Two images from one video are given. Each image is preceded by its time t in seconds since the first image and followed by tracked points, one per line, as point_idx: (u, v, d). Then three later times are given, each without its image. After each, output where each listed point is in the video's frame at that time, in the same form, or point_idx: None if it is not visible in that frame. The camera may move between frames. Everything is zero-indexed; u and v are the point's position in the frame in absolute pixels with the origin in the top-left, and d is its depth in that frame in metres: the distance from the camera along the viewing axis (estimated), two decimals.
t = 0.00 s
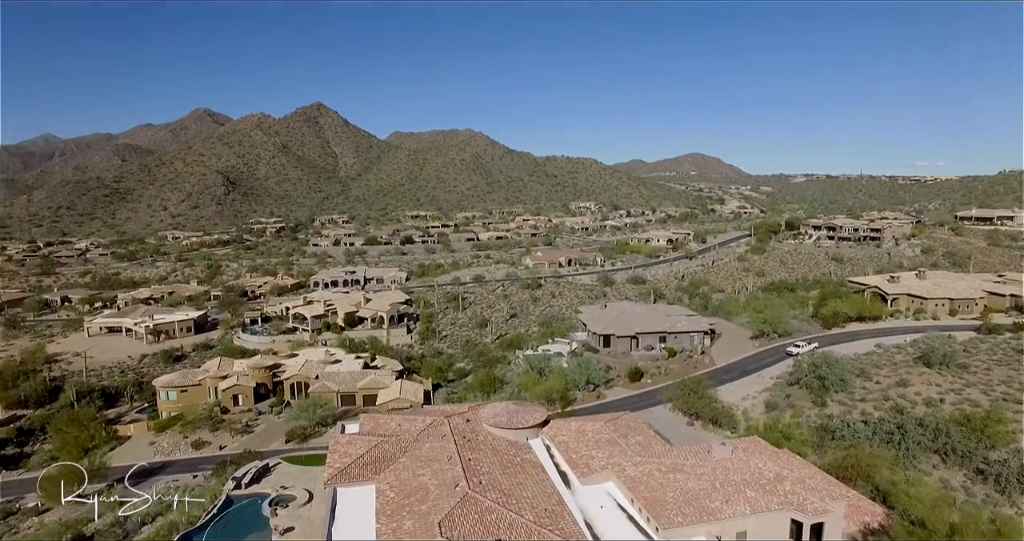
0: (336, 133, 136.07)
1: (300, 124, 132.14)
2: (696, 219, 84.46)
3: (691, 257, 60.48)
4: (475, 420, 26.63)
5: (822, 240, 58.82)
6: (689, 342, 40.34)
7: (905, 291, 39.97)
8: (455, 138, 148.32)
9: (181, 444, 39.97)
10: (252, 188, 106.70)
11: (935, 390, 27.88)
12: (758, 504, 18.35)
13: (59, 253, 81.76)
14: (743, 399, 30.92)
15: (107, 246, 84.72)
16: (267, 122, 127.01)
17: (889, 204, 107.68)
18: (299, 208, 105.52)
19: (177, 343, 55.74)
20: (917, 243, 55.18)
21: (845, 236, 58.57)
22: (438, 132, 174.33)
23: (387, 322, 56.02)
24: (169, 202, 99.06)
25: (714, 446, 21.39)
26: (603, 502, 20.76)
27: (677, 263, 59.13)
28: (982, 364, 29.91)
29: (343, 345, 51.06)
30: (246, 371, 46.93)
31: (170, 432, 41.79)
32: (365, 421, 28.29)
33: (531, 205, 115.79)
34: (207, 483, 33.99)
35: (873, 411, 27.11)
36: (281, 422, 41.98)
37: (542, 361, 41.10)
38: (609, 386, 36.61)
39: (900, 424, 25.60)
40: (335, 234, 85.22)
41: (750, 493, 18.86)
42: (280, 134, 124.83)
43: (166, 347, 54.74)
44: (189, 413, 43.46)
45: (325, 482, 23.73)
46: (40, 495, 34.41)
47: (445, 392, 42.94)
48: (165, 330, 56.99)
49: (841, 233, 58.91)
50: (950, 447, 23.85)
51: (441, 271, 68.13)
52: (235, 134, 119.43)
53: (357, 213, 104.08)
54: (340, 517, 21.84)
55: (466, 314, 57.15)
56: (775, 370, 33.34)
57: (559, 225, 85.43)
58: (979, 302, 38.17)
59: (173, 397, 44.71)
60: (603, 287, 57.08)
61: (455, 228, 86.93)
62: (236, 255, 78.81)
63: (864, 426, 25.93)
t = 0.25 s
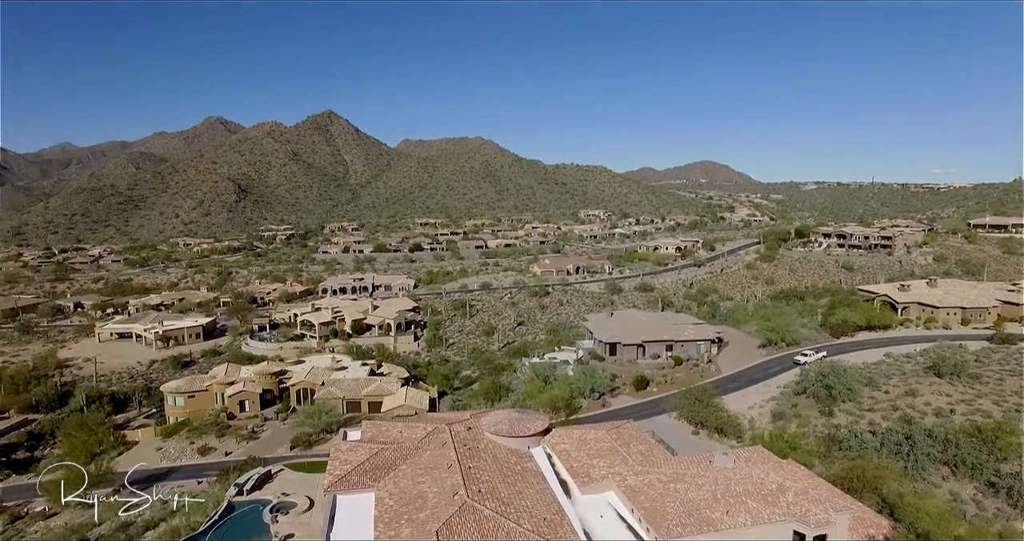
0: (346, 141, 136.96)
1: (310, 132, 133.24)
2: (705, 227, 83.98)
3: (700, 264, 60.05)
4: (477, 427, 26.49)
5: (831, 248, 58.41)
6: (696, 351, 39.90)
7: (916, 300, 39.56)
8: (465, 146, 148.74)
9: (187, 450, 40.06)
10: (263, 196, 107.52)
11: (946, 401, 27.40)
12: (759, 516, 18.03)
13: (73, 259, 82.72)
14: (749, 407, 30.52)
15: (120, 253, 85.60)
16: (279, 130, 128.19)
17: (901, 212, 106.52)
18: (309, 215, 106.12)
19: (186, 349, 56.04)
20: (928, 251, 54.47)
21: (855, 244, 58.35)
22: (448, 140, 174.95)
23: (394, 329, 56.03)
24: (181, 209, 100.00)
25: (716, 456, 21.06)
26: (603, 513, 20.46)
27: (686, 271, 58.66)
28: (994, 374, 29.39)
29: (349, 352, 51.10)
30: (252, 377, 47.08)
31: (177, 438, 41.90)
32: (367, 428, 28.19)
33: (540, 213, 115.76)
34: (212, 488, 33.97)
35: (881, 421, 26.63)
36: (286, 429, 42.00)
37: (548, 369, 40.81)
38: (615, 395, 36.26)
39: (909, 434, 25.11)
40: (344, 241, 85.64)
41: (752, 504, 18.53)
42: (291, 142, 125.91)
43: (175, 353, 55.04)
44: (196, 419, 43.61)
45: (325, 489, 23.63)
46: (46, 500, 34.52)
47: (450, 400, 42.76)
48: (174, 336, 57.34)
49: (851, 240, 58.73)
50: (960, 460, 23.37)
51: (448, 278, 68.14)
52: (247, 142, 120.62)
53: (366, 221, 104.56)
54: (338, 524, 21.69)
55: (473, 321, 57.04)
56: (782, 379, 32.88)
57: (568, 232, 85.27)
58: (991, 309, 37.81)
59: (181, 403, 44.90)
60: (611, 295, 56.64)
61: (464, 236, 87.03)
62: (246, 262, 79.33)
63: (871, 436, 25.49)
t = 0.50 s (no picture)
0: (356, 149, 137.71)
1: (321, 140, 134.19)
2: (714, 235, 83.54)
3: (708, 272, 59.62)
4: (478, 436, 26.30)
5: (841, 255, 57.89)
6: (702, 360, 39.50)
7: (926, 308, 39.04)
8: (475, 154, 149.17)
9: (193, 456, 40.12)
10: (274, 203, 108.25)
11: (956, 411, 26.92)
12: (760, 526, 17.71)
13: (86, 266, 83.60)
14: (755, 417, 30.10)
15: (132, 259, 86.42)
16: (289, 138, 129.26)
17: (914, 220, 105.42)
18: (319, 223, 106.71)
19: (194, 355, 56.28)
20: (940, 259, 53.80)
21: (865, 252, 57.75)
22: (457, 147, 175.73)
23: (401, 337, 56.00)
24: (193, 216, 100.88)
25: (718, 466, 20.74)
26: (603, 523, 20.19)
27: (694, 279, 58.25)
28: (1006, 384, 28.87)
29: (356, 360, 51.14)
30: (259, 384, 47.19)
31: (183, 444, 42.00)
32: (368, 435, 28.09)
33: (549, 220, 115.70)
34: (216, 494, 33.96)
35: (890, 432, 26.19)
36: (291, 435, 41.99)
37: (553, 377, 40.54)
38: (620, 403, 35.91)
39: (918, 445, 24.67)
40: (353, 248, 85.98)
41: (753, 514, 18.22)
42: (301, 150, 126.83)
43: (184, 359, 55.33)
44: (202, 425, 43.73)
45: (325, 496, 23.52)
46: (54, 505, 34.62)
47: (456, 407, 42.57)
48: (183, 342, 57.70)
49: (861, 248, 58.02)
50: (970, 472, 22.91)
51: (456, 285, 68.15)
52: (258, 150, 121.74)
53: (376, 228, 104.94)
54: (336, 531, 21.56)
55: (480, 329, 56.90)
56: (789, 388, 32.45)
57: (577, 240, 85.10)
58: (1004, 318, 37.23)
59: (187, 409, 45.07)
60: (619, 303, 56.19)
61: (473, 244, 87.08)
62: (255, 269, 79.80)
63: (879, 447, 25.05)
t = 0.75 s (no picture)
0: (366, 157, 138.38)
1: (331, 148, 135.12)
2: (723, 242, 83.07)
3: (717, 280, 59.19)
4: (479, 444, 26.10)
5: (851, 263, 57.42)
6: (709, 368, 39.09)
7: (936, 316, 38.66)
8: (485, 162, 149.46)
9: (198, 461, 40.17)
10: (284, 211, 109.00)
11: (966, 422, 26.43)
12: (762, 537, 17.37)
13: (98, 272, 84.45)
14: (761, 426, 29.69)
15: (143, 266, 87.21)
16: (300, 146, 130.24)
17: (926, 228, 104.23)
18: (328, 230, 107.22)
19: (202, 361, 56.50)
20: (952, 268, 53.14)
21: (875, 260, 57.22)
22: (467, 155, 176.32)
23: (408, 344, 55.95)
24: (204, 224, 101.78)
25: (719, 476, 20.43)
26: (603, 533, 19.90)
27: (702, 287, 57.81)
28: (1018, 394, 28.33)
29: (362, 367, 51.14)
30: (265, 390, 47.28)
31: (188, 450, 42.07)
32: (370, 443, 27.97)
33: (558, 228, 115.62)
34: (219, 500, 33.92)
35: (898, 442, 25.73)
36: (297, 442, 41.94)
37: (558, 385, 40.25)
38: (625, 411, 35.55)
39: (926, 456, 24.21)
40: (362, 256, 86.33)
41: (754, 525, 17.88)
42: (312, 158, 127.80)
43: (192, 366, 55.58)
44: (208, 431, 43.82)
45: (324, 504, 23.40)
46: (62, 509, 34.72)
47: (460, 415, 42.39)
48: (191, 349, 58.02)
49: (871, 256, 57.48)
50: (981, 483, 22.43)
51: (464, 293, 68.13)
52: (268, 158, 122.72)
53: (385, 236, 105.33)
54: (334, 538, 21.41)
55: (486, 336, 56.74)
56: (796, 397, 32.01)
57: (585, 248, 84.91)
58: (1017, 327, 36.63)
59: (194, 415, 45.21)
60: (626, 311, 55.55)
61: (481, 251, 87.09)
62: (264, 276, 80.24)
63: (887, 457, 24.59)
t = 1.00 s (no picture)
0: (375, 164, 138.94)
1: (340, 156, 135.90)
2: (731, 250, 82.56)
3: (724, 288, 58.77)
4: (480, 452, 25.91)
5: (861, 271, 56.92)
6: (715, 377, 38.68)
7: (946, 325, 38.19)
8: (493, 170, 149.74)
9: (203, 468, 40.19)
10: (293, 218, 109.61)
11: (976, 433, 25.96)
12: None
13: (109, 279, 85.19)
14: (766, 435, 29.28)
15: (153, 273, 87.88)
16: (309, 154, 131.12)
17: (937, 235, 103.20)
18: (337, 237, 107.66)
19: (209, 368, 56.67)
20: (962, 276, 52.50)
21: (885, 267, 56.77)
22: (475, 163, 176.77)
23: (414, 352, 55.89)
24: (214, 231, 102.53)
25: (720, 486, 20.13)
26: None
27: (710, 294, 57.38)
28: None
29: (367, 374, 51.10)
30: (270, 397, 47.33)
31: (193, 456, 42.11)
32: (370, 450, 27.84)
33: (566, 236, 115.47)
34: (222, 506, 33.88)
35: (906, 453, 25.28)
36: (301, 448, 41.90)
37: (563, 393, 39.96)
38: (629, 420, 35.19)
39: (934, 467, 23.76)
40: (371, 263, 86.61)
41: (755, 535, 17.57)
42: (321, 166, 128.58)
43: (199, 372, 55.78)
44: (213, 437, 43.88)
45: (323, 511, 23.28)
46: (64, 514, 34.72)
47: (465, 422, 42.21)
48: (198, 355, 58.27)
49: (881, 264, 57.00)
50: (990, 496, 21.95)
51: (471, 300, 68.07)
52: (277, 166, 123.64)
53: (393, 243, 105.65)
54: None
55: (493, 344, 56.54)
56: (803, 406, 31.56)
57: (593, 256, 84.69)
58: None
59: (200, 421, 45.31)
60: (633, 318, 55.22)
61: (488, 259, 87.07)
62: (273, 283, 80.61)
63: (894, 468, 24.16)
